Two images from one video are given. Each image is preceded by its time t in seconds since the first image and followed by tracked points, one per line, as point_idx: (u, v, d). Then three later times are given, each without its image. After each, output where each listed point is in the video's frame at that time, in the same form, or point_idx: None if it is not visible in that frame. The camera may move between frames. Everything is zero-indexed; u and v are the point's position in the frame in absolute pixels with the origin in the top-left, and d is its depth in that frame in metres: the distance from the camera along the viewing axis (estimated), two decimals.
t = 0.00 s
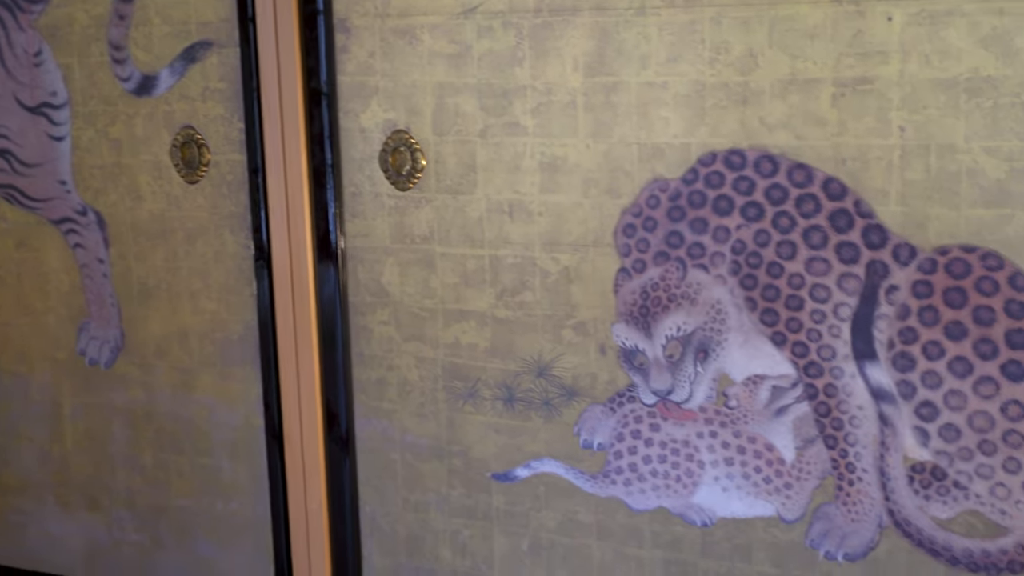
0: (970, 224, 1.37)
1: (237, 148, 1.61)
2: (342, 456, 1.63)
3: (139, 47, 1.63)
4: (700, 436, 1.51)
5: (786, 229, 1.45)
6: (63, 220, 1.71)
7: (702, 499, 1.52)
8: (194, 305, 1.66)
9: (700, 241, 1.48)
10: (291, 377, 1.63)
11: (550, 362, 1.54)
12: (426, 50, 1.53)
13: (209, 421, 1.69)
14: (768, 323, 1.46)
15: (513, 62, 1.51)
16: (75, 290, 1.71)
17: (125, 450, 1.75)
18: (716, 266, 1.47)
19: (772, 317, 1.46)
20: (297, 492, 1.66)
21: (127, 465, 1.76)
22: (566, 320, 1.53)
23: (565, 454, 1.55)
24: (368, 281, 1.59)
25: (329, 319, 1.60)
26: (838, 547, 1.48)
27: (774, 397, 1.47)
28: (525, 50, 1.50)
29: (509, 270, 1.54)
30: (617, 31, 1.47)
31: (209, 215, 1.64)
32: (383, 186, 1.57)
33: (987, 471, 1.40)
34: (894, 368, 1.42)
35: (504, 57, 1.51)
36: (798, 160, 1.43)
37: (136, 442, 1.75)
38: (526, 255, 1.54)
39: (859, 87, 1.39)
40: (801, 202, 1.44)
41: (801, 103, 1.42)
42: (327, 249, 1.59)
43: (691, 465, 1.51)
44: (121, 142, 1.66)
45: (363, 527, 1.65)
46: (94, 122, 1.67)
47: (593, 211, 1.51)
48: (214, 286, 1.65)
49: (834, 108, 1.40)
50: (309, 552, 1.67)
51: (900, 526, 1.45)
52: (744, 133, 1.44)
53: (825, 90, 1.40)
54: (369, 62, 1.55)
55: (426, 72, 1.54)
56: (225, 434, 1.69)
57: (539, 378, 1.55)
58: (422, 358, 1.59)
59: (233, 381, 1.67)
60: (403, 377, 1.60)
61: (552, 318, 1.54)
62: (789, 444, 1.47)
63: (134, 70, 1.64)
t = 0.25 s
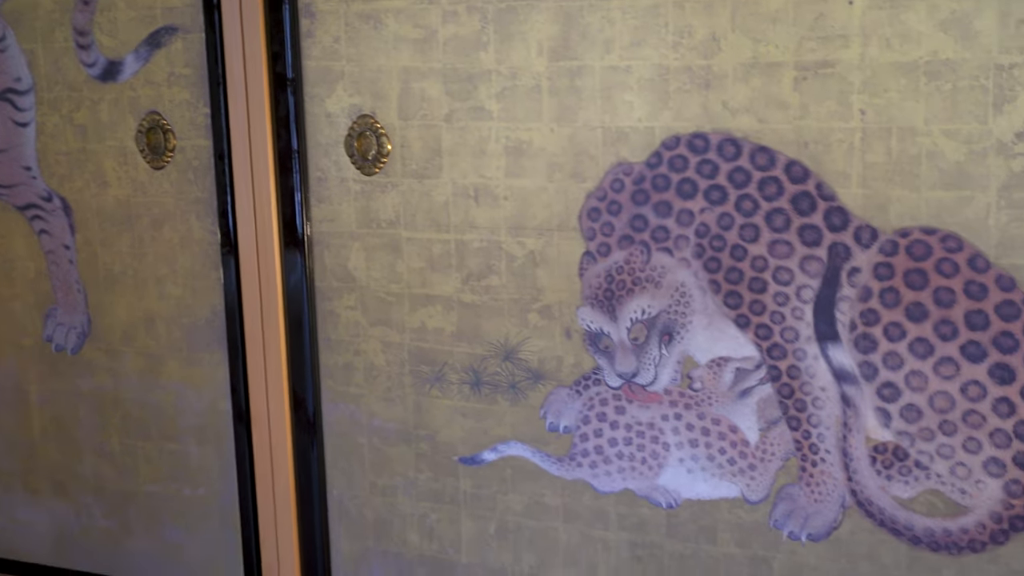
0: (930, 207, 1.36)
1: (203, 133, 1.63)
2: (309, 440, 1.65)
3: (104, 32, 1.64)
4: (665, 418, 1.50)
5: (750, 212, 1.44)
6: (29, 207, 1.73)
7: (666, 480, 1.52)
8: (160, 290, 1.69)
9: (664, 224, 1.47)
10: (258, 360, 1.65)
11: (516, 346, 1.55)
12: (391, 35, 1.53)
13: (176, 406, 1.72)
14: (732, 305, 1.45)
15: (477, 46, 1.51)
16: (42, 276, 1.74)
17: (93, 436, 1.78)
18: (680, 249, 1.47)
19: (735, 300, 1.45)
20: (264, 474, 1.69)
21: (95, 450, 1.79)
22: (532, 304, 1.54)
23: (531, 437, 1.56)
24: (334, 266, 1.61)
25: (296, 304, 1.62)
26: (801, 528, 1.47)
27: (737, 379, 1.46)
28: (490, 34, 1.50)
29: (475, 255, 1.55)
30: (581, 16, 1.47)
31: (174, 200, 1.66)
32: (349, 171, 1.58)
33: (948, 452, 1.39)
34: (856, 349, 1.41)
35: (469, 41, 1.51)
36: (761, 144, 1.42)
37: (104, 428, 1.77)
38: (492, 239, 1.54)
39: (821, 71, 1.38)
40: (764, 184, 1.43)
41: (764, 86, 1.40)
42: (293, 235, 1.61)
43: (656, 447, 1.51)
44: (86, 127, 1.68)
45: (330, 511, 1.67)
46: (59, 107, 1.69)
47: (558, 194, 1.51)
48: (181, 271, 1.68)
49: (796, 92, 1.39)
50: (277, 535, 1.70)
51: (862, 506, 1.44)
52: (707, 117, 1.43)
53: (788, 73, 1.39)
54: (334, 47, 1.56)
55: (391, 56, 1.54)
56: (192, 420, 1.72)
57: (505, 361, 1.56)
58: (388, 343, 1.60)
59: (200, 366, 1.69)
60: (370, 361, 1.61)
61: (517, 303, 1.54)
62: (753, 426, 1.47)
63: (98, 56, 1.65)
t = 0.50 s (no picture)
0: (892, 190, 1.37)
1: (169, 119, 1.63)
2: (276, 426, 1.66)
3: (69, 18, 1.65)
4: (631, 402, 1.51)
5: (714, 197, 1.44)
6: None
7: (633, 464, 1.52)
8: (126, 277, 1.70)
9: (630, 209, 1.48)
10: (225, 346, 1.66)
11: (483, 331, 1.55)
12: (357, 21, 1.54)
13: (144, 392, 1.72)
14: (697, 290, 1.46)
15: (443, 31, 1.51)
16: (8, 263, 1.74)
17: (61, 424, 1.79)
18: (646, 234, 1.47)
19: (700, 284, 1.46)
20: (231, 461, 1.69)
21: (63, 438, 1.79)
22: (499, 289, 1.54)
23: (498, 422, 1.56)
24: (301, 252, 1.61)
25: (263, 290, 1.62)
26: (766, 510, 1.48)
27: (702, 363, 1.47)
28: (456, 20, 1.50)
29: (442, 240, 1.55)
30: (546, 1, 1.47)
31: (140, 187, 1.66)
32: (315, 156, 1.58)
33: (910, 434, 1.40)
34: (820, 333, 1.42)
35: (435, 27, 1.51)
36: (725, 129, 1.42)
37: (71, 416, 1.78)
38: (459, 225, 1.54)
39: (785, 56, 1.38)
40: (728, 169, 1.43)
41: (728, 71, 1.41)
42: (260, 221, 1.61)
43: (623, 431, 1.52)
44: (52, 113, 1.69)
45: (299, 497, 1.68)
46: (24, 94, 1.69)
47: (524, 179, 1.51)
48: (148, 258, 1.68)
49: (760, 77, 1.40)
50: (246, 522, 1.70)
51: (826, 488, 1.45)
52: (671, 102, 1.44)
53: (751, 58, 1.40)
54: (300, 32, 1.56)
55: (358, 42, 1.54)
56: (160, 406, 1.72)
57: (472, 347, 1.56)
58: (356, 328, 1.60)
59: (167, 352, 1.70)
60: (337, 347, 1.62)
61: (484, 288, 1.55)
62: (718, 409, 1.47)
63: (64, 42, 1.66)
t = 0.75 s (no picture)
0: (855, 181, 1.37)
1: (135, 112, 1.64)
2: (245, 419, 1.66)
3: (35, 11, 1.66)
4: (597, 392, 1.51)
5: (678, 188, 1.45)
6: None
7: (599, 454, 1.53)
8: (93, 270, 1.70)
9: (595, 200, 1.48)
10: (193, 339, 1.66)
11: (450, 323, 1.56)
12: (323, 13, 1.54)
13: (112, 386, 1.73)
14: (662, 281, 1.47)
15: (409, 23, 1.51)
16: None
17: (29, 418, 1.79)
18: (611, 225, 1.48)
19: (665, 275, 1.46)
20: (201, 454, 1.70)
21: (31, 433, 1.80)
22: (466, 280, 1.54)
23: (466, 413, 1.57)
24: (268, 244, 1.61)
25: (230, 283, 1.63)
26: (732, 500, 1.48)
27: (668, 353, 1.47)
28: (422, 12, 1.51)
29: (409, 232, 1.56)
30: None
31: (106, 180, 1.67)
32: (282, 149, 1.58)
33: (873, 422, 1.40)
34: (784, 323, 1.42)
35: (401, 19, 1.51)
36: (690, 120, 1.43)
37: (39, 410, 1.78)
38: (425, 216, 1.55)
39: (748, 47, 1.39)
40: (693, 160, 1.43)
41: (691, 63, 1.41)
42: (227, 214, 1.61)
43: (589, 422, 1.52)
44: (18, 106, 1.69)
45: (267, 490, 1.68)
46: None
47: (490, 171, 1.51)
48: (115, 252, 1.69)
49: (723, 68, 1.40)
50: (214, 515, 1.71)
51: (791, 477, 1.45)
52: (636, 93, 1.44)
53: (715, 50, 1.40)
54: (266, 25, 1.56)
55: (324, 35, 1.54)
56: (128, 400, 1.73)
57: (440, 339, 1.56)
58: (323, 320, 1.61)
59: (135, 346, 1.71)
60: (305, 340, 1.62)
61: (451, 280, 1.55)
62: (684, 399, 1.48)
63: (30, 35, 1.67)
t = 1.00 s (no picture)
0: (820, 174, 1.37)
1: (102, 108, 1.64)
2: (213, 414, 1.66)
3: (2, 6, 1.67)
4: (565, 386, 1.52)
5: (644, 182, 1.45)
6: None
7: (567, 448, 1.53)
8: (61, 266, 1.71)
9: (562, 195, 1.48)
10: (161, 335, 1.66)
11: (418, 318, 1.56)
12: (290, 9, 1.54)
13: (81, 383, 1.74)
14: (629, 275, 1.47)
15: (376, 19, 1.51)
16: None
17: None
18: (578, 220, 1.48)
19: (632, 268, 1.47)
20: (169, 450, 1.70)
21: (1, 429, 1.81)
22: (434, 275, 1.55)
23: (435, 408, 1.57)
24: (236, 240, 1.62)
25: (198, 279, 1.63)
26: (699, 492, 1.49)
27: (635, 347, 1.48)
28: (389, 8, 1.51)
29: (377, 228, 1.56)
30: None
31: (74, 176, 1.67)
32: (250, 144, 1.58)
33: (839, 415, 1.40)
34: (750, 316, 1.43)
35: (367, 14, 1.51)
36: (655, 115, 1.43)
37: (9, 407, 1.79)
38: (393, 211, 1.55)
39: (713, 42, 1.39)
40: (659, 154, 1.44)
41: (656, 58, 1.42)
42: (195, 210, 1.61)
43: (557, 415, 1.53)
44: None
45: (236, 485, 1.69)
46: None
47: (457, 166, 1.51)
48: (83, 248, 1.69)
49: (689, 63, 1.40)
50: (183, 511, 1.71)
51: (757, 469, 1.46)
52: (602, 88, 1.44)
53: (681, 45, 1.40)
54: (233, 21, 1.56)
55: (291, 30, 1.54)
56: (97, 397, 1.73)
57: (408, 333, 1.57)
58: (292, 316, 1.61)
59: (104, 342, 1.71)
60: (274, 335, 1.62)
61: (419, 274, 1.55)
62: (651, 392, 1.48)
63: None
